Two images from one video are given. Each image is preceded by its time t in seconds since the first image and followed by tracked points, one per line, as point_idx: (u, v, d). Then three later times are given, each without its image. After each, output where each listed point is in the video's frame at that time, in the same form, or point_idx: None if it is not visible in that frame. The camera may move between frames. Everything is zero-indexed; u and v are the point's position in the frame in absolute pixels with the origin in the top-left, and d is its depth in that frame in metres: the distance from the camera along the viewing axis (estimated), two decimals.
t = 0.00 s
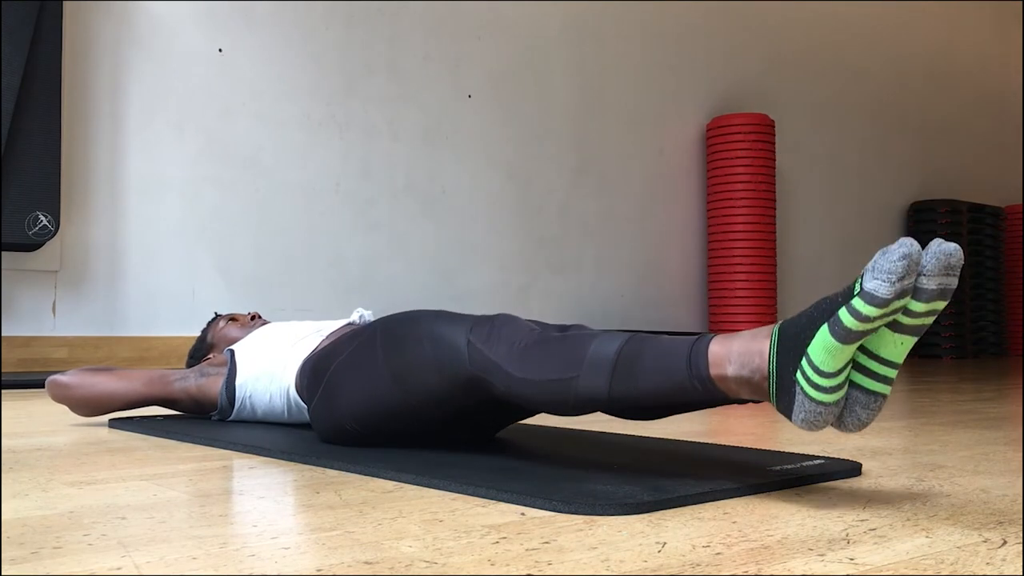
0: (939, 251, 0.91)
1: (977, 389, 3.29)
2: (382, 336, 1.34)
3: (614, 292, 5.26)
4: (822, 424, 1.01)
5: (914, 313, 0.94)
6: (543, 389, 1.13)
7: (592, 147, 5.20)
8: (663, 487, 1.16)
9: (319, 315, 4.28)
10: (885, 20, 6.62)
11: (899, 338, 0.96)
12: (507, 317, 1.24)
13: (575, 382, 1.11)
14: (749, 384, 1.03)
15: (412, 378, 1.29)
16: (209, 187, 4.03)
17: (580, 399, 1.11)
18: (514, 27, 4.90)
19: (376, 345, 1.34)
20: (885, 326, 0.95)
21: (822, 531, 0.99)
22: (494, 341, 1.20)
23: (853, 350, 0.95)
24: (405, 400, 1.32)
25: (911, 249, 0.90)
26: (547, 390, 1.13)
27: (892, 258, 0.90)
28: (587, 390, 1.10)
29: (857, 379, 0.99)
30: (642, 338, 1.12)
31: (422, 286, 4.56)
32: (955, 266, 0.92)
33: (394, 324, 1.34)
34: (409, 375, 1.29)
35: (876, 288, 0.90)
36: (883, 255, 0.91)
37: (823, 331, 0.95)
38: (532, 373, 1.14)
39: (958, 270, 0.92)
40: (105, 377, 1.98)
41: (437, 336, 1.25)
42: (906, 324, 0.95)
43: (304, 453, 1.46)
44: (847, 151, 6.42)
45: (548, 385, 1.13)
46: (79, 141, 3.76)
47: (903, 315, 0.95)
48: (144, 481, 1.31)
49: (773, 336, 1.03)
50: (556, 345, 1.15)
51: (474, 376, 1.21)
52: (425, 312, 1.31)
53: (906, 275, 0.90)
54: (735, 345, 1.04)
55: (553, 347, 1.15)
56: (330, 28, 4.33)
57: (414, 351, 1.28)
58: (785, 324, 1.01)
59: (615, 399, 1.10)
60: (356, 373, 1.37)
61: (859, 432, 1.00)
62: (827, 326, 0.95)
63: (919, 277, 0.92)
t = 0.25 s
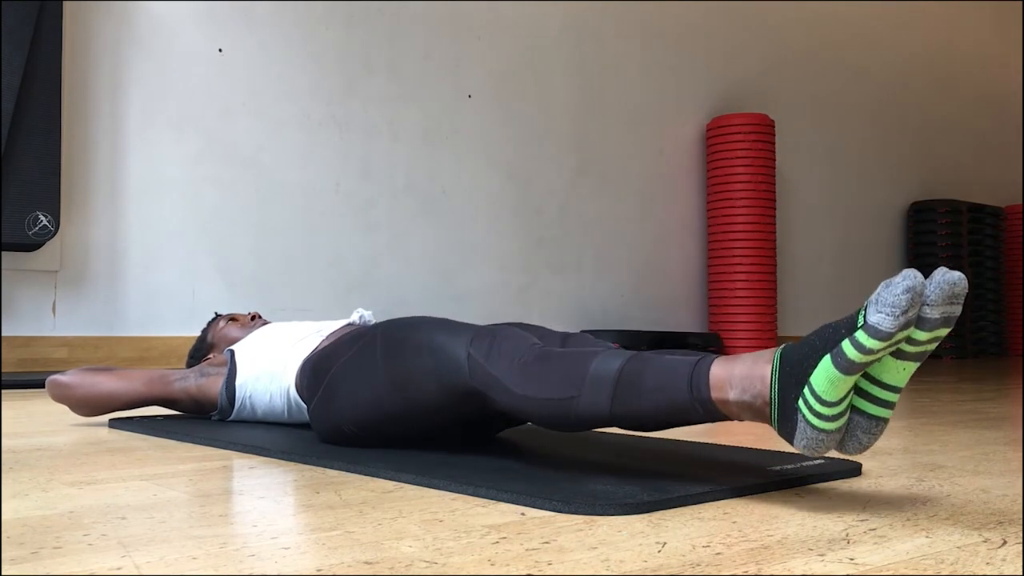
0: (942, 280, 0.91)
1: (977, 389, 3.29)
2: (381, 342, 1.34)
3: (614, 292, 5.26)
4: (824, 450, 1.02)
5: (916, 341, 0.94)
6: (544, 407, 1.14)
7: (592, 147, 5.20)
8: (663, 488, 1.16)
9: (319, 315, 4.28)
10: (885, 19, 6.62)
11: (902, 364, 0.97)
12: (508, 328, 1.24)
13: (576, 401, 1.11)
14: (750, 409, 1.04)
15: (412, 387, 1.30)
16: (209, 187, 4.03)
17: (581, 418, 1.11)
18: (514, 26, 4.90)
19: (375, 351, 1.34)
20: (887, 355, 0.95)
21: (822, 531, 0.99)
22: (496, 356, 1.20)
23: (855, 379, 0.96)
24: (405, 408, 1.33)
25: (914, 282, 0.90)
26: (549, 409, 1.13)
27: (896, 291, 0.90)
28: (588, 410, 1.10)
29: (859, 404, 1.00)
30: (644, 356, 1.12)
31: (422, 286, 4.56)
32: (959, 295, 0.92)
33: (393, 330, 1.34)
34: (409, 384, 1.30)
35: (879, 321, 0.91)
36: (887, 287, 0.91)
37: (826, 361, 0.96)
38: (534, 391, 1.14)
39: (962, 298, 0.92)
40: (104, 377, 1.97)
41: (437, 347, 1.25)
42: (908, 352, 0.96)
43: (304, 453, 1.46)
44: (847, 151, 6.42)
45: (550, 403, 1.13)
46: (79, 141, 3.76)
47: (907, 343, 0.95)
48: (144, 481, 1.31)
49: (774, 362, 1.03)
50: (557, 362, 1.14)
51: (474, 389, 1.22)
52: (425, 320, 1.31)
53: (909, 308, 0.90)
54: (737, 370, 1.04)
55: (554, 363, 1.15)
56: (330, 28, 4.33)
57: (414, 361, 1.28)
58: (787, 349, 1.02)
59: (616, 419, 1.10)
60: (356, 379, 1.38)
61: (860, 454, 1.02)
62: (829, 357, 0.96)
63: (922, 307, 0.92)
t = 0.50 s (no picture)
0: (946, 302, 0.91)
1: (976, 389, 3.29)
2: (383, 346, 1.34)
3: (614, 292, 5.26)
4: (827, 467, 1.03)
5: (921, 361, 0.95)
6: (546, 419, 1.14)
7: (592, 147, 5.20)
8: (662, 488, 1.16)
9: (318, 315, 4.28)
10: (885, 19, 6.62)
11: (904, 382, 0.97)
12: (509, 337, 1.24)
13: (577, 415, 1.12)
14: (754, 427, 1.05)
15: (413, 391, 1.30)
16: (209, 187, 4.03)
17: (582, 432, 1.12)
18: (513, 26, 4.90)
19: (376, 354, 1.34)
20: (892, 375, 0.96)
21: (822, 531, 0.99)
22: (497, 365, 1.20)
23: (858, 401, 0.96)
24: (405, 412, 1.33)
25: (919, 307, 0.90)
26: (551, 420, 1.14)
27: (900, 318, 0.90)
28: (590, 424, 1.11)
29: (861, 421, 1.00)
30: (647, 370, 1.12)
31: (421, 285, 4.56)
32: (963, 316, 0.92)
33: (394, 335, 1.34)
34: (410, 389, 1.30)
35: (884, 347, 0.91)
36: (891, 313, 0.91)
37: (830, 384, 0.96)
38: (535, 403, 1.15)
39: (967, 320, 0.92)
40: (105, 376, 1.97)
41: (438, 354, 1.25)
42: (912, 371, 0.96)
43: (304, 453, 1.46)
44: (847, 150, 6.42)
45: (552, 416, 1.14)
46: (79, 140, 3.76)
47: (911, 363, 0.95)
48: (144, 481, 1.31)
49: (777, 380, 1.04)
50: (558, 374, 1.15)
51: (474, 397, 1.22)
52: (427, 325, 1.31)
53: (913, 332, 0.90)
54: (740, 387, 1.05)
55: (556, 375, 1.15)
56: (330, 28, 4.33)
57: (415, 366, 1.28)
58: (791, 368, 1.02)
59: (618, 433, 1.10)
60: (356, 380, 1.38)
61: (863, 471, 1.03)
62: (833, 380, 0.96)
63: (927, 329, 0.92)
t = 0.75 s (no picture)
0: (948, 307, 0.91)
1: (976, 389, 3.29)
2: (382, 348, 1.34)
3: (613, 292, 5.26)
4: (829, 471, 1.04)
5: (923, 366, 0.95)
6: (548, 425, 1.14)
7: (592, 147, 5.20)
8: (662, 488, 1.16)
9: (318, 315, 4.28)
10: (886, 18, 6.62)
11: (906, 387, 0.97)
12: (510, 342, 1.24)
13: (579, 421, 1.12)
14: (755, 431, 1.06)
15: (413, 395, 1.30)
16: (209, 187, 4.03)
17: (583, 438, 1.13)
18: (513, 26, 4.90)
19: (376, 357, 1.35)
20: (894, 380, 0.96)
21: (822, 531, 0.99)
22: (497, 370, 1.20)
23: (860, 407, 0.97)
24: (405, 414, 1.34)
25: (920, 314, 0.90)
26: (552, 427, 1.14)
27: (901, 325, 0.90)
28: (591, 430, 1.11)
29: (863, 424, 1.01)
30: (649, 376, 1.12)
31: (421, 285, 4.56)
32: (966, 321, 0.91)
33: (395, 338, 1.34)
34: (410, 392, 1.31)
35: (887, 355, 0.92)
36: (892, 320, 0.91)
37: (831, 391, 0.97)
38: (536, 410, 1.15)
39: (969, 324, 0.92)
40: (104, 375, 1.97)
41: (439, 359, 1.26)
42: (913, 376, 0.96)
43: (304, 454, 1.46)
44: (847, 150, 6.42)
45: (553, 422, 1.14)
46: (79, 139, 3.76)
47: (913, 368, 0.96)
48: (144, 481, 1.31)
49: (779, 385, 1.05)
50: (559, 380, 1.15)
51: (475, 401, 1.23)
52: (427, 328, 1.31)
53: (915, 339, 0.90)
54: (741, 392, 1.06)
55: (557, 381, 1.15)
56: (329, 28, 4.33)
57: (415, 369, 1.29)
58: (793, 372, 1.03)
59: (619, 438, 1.11)
60: (355, 382, 1.38)
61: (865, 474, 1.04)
62: (834, 387, 0.97)
63: (929, 335, 0.92)
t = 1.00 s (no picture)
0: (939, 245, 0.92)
1: (976, 389, 3.29)
2: (382, 343, 1.35)
3: (613, 292, 5.26)
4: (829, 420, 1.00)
5: (917, 306, 0.94)
6: (551, 399, 1.14)
7: (592, 146, 5.20)
8: (662, 488, 1.16)
9: (317, 315, 4.28)
10: (886, 19, 6.62)
11: (902, 329, 0.97)
12: (508, 327, 1.24)
13: (579, 391, 1.11)
14: (755, 383, 1.02)
15: (414, 387, 1.30)
16: (208, 187, 4.03)
17: (587, 410, 1.12)
18: (513, 26, 4.90)
19: (375, 352, 1.35)
20: (889, 321, 0.95)
21: (822, 531, 0.99)
22: (497, 354, 1.20)
23: (857, 346, 0.95)
24: (406, 407, 1.33)
25: (912, 247, 0.90)
26: (556, 401, 1.13)
27: (894, 258, 0.90)
28: (595, 400, 1.10)
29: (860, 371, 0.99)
30: (647, 342, 1.12)
31: (421, 286, 4.56)
32: (956, 259, 0.93)
33: (393, 333, 1.34)
34: (410, 384, 1.30)
35: (881, 288, 0.91)
36: (884, 255, 0.91)
37: (828, 330, 0.95)
38: (538, 386, 1.15)
39: (959, 263, 0.92)
40: (104, 374, 1.97)
41: (438, 347, 1.26)
42: (908, 317, 0.95)
43: (304, 454, 1.46)
44: (847, 150, 6.42)
45: (556, 396, 1.13)
46: (79, 139, 3.76)
47: (908, 309, 0.95)
48: (144, 481, 1.31)
49: (776, 333, 1.01)
50: (559, 355, 1.15)
51: (477, 386, 1.22)
52: (425, 320, 1.32)
53: (909, 273, 0.90)
54: (739, 346, 1.03)
55: (557, 357, 1.15)
56: (329, 27, 4.33)
57: (415, 360, 1.29)
58: (790, 319, 1.00)
59: (623, 408, 1.09)
60: (356, 380, 1.39)
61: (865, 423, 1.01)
62: (831, 326, 0.95)
63: (921, 272, 0.92)
